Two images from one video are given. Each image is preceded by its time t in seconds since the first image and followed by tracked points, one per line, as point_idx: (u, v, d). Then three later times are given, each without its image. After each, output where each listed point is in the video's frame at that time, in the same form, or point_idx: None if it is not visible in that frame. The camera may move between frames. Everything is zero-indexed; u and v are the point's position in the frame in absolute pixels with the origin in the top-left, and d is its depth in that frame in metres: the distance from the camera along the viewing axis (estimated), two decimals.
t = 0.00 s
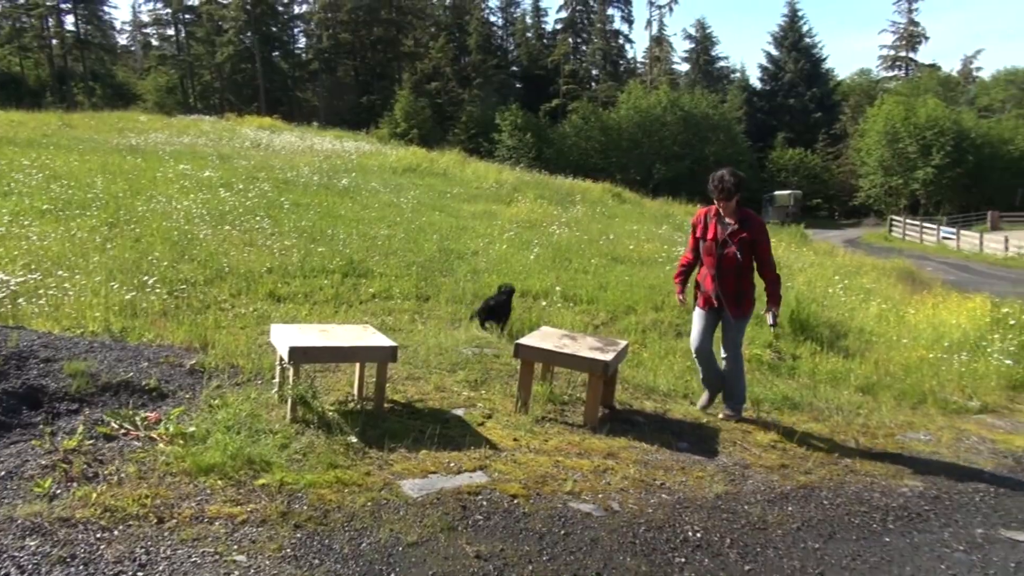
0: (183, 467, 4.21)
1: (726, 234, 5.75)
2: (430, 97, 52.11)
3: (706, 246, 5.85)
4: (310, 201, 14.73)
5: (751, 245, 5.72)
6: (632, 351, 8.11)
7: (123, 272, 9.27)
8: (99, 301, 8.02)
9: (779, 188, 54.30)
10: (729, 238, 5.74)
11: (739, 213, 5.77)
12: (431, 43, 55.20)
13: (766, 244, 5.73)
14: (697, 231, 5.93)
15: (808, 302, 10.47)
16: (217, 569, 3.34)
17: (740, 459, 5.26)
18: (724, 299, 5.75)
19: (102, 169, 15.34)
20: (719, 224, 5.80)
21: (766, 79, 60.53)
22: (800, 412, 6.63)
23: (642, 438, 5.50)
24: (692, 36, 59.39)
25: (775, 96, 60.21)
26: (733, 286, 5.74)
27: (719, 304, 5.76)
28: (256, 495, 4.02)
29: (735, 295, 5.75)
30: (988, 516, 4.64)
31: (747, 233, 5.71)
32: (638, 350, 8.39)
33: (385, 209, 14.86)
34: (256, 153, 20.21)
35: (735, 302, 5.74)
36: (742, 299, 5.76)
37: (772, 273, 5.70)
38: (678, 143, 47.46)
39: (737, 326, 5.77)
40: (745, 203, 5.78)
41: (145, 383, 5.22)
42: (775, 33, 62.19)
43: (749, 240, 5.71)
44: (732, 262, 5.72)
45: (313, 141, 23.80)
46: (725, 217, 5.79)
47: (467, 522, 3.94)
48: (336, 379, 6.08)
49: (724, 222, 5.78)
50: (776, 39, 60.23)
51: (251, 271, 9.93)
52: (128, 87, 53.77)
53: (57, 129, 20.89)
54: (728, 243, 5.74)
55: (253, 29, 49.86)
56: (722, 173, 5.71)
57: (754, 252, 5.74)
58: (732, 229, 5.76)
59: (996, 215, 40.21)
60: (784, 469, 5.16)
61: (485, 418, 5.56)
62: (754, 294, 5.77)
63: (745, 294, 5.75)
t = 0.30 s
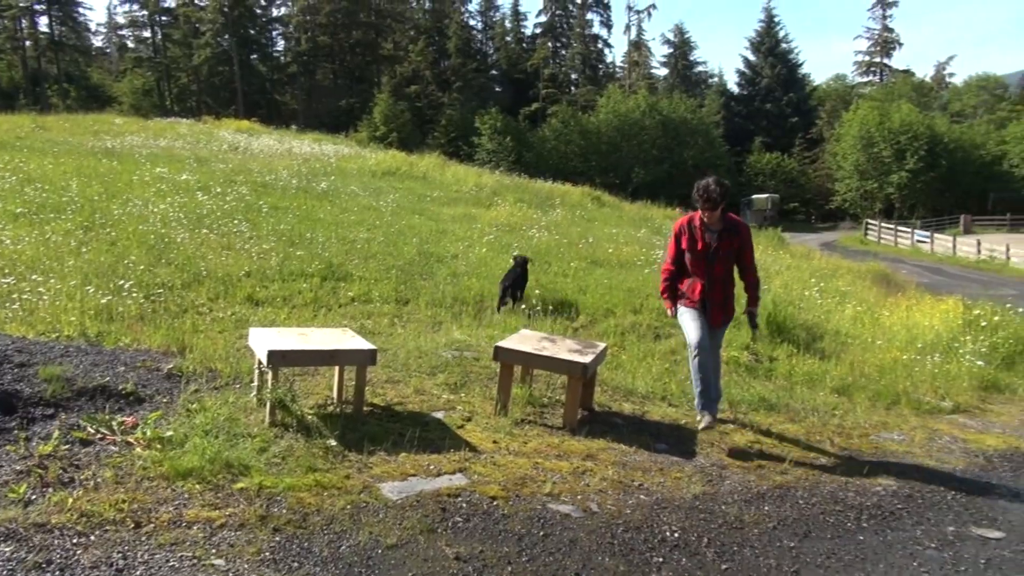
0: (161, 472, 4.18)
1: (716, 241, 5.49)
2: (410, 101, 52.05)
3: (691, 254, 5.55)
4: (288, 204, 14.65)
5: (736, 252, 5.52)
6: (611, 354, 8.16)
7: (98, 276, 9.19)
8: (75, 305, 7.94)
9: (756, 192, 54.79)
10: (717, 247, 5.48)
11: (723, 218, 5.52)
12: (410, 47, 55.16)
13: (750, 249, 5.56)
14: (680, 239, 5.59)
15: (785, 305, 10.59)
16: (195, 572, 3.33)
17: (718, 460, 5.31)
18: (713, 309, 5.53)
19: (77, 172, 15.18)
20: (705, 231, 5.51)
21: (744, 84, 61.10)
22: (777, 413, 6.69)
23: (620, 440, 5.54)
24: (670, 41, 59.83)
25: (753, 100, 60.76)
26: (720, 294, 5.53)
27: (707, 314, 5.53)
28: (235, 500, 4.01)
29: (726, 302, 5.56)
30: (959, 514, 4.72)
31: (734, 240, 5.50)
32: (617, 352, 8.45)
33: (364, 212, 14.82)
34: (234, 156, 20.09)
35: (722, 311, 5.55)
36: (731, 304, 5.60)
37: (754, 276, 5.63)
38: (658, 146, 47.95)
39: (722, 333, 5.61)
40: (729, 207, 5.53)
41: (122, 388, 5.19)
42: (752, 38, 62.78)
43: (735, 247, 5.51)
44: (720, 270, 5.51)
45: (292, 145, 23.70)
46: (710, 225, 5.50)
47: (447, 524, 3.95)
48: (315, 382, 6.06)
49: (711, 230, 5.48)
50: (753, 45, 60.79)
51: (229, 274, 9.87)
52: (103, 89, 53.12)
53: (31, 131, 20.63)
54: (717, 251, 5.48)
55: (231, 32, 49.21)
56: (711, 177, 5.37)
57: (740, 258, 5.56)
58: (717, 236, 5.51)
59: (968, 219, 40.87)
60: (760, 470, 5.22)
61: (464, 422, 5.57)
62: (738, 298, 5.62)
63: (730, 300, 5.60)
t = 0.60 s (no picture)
0: (139, 475, 4.15)
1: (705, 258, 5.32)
2: (392, 104, 51.94)
3: (685, 278, 5.32)
4: (269, 207, 14.56)
5: (725, 267, 5.40)
6: (592, 358, 8.19)
7: (75, 278, 9.08)
8: (51, 308, 7.85)
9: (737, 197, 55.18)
10: (710, 264, 5.33)
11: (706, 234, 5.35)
12: (393, 50, 55.04)
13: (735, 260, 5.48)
14: (668, 266, 5.32)
15: (764, 310, 10.68)
16: None
17: (697, 463, 5.35)
18: (717, 330, 5.37)
19: (53, 173, 15.00)
20: (693, 252, 5.32)
21: (725, 90, 61.57)
22: (756, 417, 6.74)
23: (601, 443, 5.57)
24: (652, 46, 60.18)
25: (734, 106, 61.21)
26: (721, 313, 5.38)
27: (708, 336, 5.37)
28: (214, 504, 3.98)
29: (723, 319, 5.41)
30: (933, 516, 4.80)
31: (723, 254, 5.37)
32: (598, 356, 8.49)
33: (346, 215, 14.77)
34: (214, 158, 19.91)
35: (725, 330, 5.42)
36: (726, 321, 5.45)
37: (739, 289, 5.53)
38: (639, 151, 48.20)
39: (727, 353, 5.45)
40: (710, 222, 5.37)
41: (100, 391, 5.15)
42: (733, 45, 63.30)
43: (726, 262, 5.37)
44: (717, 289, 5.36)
45: (273, 147, 23.55)
46: (697, 244, 5.32)
47: (428, 527, 3.95)
48: (296, 386, 6.03)
49: (700, 249, 5.31)
50: (734, 51, 61.28)
51: (209, 277, 9.80)
52: (81, 89, 52.49)
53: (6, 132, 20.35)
54: (710, 269, 5.33)
55: (212, 34, 48.73)
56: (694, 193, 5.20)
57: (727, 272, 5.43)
58: (705, 253, 5.35)
59: (944, 225, 41.51)
60: (739, 473, 5.26)
61: (446, 425, 5.57)
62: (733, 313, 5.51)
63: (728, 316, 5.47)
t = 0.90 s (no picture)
0: (118, 478, 4.12)
1: (694, 255, 5.18)
2: (377, 106, 51.86)
3: (674, 275, 5.17)
4: (252, 209, 14.51)
5: (717, 263, 5.25)
6: (574, 362, 8.23)
7: (54, 279, 9.01)
8: (30, 309, 7.77)
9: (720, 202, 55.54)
10: (701, 260, 5.17)
11: (697, 230, 5.20)
12: (378, 52, 54.99)
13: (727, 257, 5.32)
14: (657, 262, 5.18)
15: (745, 314, 10.76)
16: None
17: (678, 464, 5.40)
18: (711, 331, 5.20)
19: (33, 173, 14.86)
20: (682, 247, 5.18)
21: (708, 96, 62.00)
22: (736, 420, 6.79)
23: (582, 445, 5.61)
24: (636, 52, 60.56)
25: (717, 112, 61.65)
26: (714, 311, 5.22)
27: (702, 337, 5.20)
28: (194, 506, 3.97)
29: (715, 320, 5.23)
30: (909, 517, 4.87)
31: (715, 249, 5.21)
32: (580, 359, 8.54)
33: (329, 218, 14.74)
34: (196, 159, 19.76)
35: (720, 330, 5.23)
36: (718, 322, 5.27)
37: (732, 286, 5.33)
38: (623, 156, 48.36)
39: (724, 356, 5.24)
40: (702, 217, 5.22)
41: (78, 393, 5.11)
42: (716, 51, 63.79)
43: (718, 257, 5.22)
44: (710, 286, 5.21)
45: (256, 148, 23.45)
46: (686, 238, 5.18)
47: (409, 529, 3.95)
48: (277, 388, 6.02)
49: (689, 243, 5.18)
50: (717, 57, 61.75)
51: (190, 278, 9.75)
52: (61, 88, 51.94)
53: None
54: (701, 265, 5.18)
55: (195, 34, 48.52)
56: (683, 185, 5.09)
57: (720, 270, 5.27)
58: (695, 248, 5.20)
59: (923, 231, 42.01)
60: (718, 475, 5.31)
61: (428, 427, 5.58)
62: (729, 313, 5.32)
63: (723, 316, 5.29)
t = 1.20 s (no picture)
0: (101, 481, 4.10)
1: (694, 271, 4.84)
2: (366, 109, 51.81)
3: (671, 290, 4.88)
4: (240, 211, 14.48)
5: (722, 284, 4.85)
6: (562, 366, 8.25)
7: (39, 281, 8.95)
8: (15, 311, 7.73)
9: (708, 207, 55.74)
10: (701, 278, 4.82)
11: (702, 245, 4.87)
12: (367, 55, 54.94)
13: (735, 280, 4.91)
14: (654, 273, 4.94)
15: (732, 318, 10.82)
16: None
17: (663, 468, 5.43)
18: (704, 355, 4.79)
19: (19, 174, 14.75)
20: (684, 262, 4.87)
21: (697, 101, 62.30)
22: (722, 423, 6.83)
23: (568, 449, 5.62)
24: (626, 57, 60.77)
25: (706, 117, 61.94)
26: (712, 334, 4.82)
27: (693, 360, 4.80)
28: (178, 509, 3.96)
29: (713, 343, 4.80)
30: (892, 521, 4.90)
31: (719, 268, 4.84)
32: (567, 362, 8.57)
33: (317, 220, 14.71)
34: (185, 161, 19.66)
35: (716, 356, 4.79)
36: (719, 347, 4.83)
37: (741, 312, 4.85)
38: (613, 160, 48.46)
39: (719, 384, 4.77)
40: (709, 232, 4.89)
41: (63, 395, 5.09)
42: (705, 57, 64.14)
43: (722, 277, 4.84)
44: (708, 306, 4.82)
45: (244, 150, 23.37)
46: (689, 252, 4.88)
47: (395, 532, 3.96)
48: (264, 391, 6.00)
49: (693, 258, 4.85)
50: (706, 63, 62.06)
51: (177, 281, 9.72)
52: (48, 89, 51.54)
53: None
54: (701, 283, 4.82)
55: (184, 35, 48.24)
56: (686, 194, 4.84)
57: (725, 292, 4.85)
58: (698, 264, 4.86)
59: (910, 236, 42.31)
60: (703, 478, 5.32)
61: (414, 431, 5.58)
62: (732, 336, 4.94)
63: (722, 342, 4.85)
